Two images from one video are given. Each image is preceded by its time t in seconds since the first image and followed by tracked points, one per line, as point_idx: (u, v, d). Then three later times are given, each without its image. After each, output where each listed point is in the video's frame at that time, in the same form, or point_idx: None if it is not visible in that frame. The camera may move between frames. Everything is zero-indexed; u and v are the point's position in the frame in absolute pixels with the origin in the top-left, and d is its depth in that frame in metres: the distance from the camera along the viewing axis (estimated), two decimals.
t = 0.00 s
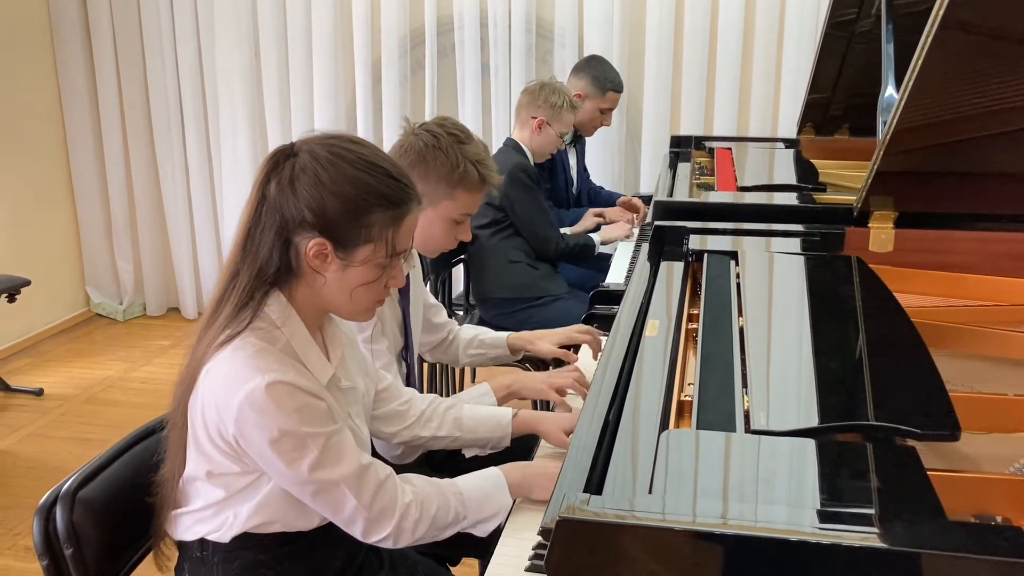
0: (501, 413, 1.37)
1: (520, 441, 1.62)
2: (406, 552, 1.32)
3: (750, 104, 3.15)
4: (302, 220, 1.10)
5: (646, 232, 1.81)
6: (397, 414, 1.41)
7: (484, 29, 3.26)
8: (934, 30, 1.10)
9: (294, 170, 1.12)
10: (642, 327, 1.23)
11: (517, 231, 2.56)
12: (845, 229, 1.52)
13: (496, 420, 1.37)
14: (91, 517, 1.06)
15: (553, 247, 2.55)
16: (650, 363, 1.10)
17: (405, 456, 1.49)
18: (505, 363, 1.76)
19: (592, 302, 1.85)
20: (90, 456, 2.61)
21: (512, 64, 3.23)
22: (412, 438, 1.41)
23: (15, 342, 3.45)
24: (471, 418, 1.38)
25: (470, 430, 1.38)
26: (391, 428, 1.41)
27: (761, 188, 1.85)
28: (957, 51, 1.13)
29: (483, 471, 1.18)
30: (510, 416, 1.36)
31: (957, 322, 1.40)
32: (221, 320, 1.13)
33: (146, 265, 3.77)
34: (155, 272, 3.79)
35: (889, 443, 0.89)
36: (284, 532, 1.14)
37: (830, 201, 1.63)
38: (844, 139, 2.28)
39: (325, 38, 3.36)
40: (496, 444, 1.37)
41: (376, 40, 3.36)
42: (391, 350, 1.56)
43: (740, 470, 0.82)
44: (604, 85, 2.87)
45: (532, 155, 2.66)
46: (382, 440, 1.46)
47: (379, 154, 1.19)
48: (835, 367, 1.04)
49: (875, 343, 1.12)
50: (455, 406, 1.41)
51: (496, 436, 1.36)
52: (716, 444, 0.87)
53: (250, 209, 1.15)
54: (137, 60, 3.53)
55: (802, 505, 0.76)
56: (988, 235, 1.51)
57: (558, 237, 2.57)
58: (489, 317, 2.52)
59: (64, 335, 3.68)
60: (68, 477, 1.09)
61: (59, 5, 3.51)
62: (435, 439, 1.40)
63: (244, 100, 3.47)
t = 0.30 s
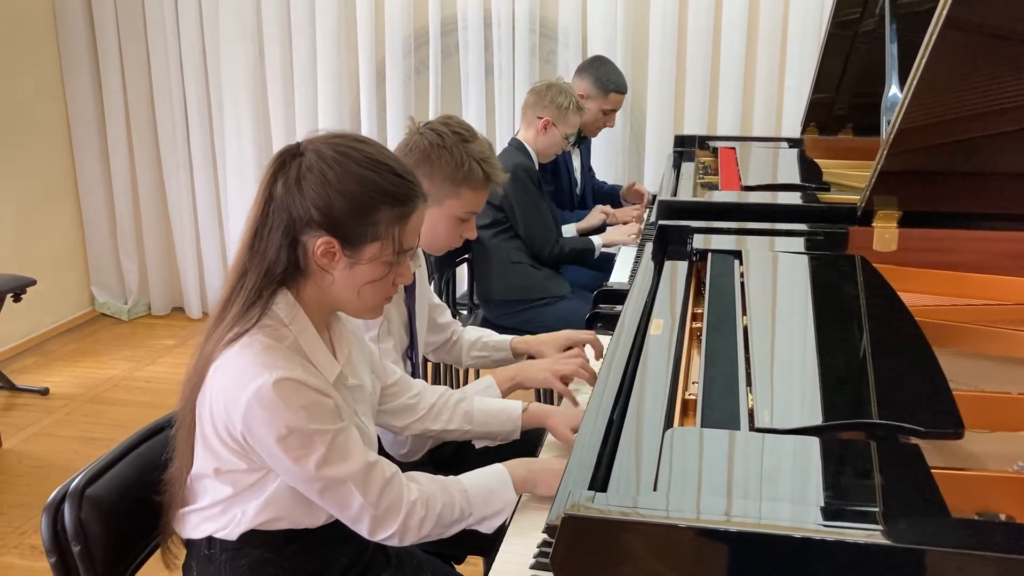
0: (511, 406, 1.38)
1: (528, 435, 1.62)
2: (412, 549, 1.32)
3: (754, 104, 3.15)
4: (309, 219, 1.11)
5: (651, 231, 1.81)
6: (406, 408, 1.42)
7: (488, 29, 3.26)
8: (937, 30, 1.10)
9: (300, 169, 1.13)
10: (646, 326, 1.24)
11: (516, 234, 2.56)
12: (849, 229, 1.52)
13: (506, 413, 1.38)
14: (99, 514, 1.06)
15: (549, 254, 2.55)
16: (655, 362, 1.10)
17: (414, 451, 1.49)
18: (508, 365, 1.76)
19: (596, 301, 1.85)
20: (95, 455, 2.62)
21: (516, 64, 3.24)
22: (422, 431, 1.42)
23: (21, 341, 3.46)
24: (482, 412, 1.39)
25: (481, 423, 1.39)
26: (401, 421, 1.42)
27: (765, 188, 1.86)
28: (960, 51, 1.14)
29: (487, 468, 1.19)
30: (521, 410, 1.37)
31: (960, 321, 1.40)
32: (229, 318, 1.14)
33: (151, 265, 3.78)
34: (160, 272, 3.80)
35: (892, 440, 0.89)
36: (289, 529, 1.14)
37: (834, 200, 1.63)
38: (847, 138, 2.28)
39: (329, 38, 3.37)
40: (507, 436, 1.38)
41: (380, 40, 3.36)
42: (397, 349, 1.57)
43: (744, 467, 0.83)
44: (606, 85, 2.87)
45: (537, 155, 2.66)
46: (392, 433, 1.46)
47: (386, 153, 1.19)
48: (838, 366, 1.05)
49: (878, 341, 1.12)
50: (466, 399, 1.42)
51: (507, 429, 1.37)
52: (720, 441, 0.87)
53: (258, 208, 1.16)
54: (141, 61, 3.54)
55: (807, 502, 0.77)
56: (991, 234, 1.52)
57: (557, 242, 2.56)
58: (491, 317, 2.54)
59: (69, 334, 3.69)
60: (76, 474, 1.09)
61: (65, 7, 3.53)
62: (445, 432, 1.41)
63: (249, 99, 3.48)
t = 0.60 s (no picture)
0: (515, 404, 1.39)
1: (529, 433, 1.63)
2: (415, 549, 1.33)
3: (757, 104, 3.15)
4: (315, 221, 1.11)
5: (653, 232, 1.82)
6: (410, 407, 1.43)
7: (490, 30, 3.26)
8: (939, 31, 1.11)
9: (305, 171, 1.13)
10: (648, 327, 1.24)
11: (515, 237, 2.55)
12: (851, 230, 1.53)
13: (509, 410, 1.39)
14: (104, 514, 1.07)
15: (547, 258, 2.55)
16: (657, 363, 1.11)
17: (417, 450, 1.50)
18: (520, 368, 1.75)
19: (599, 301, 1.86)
20: (99, 456, 2.62)
21: (518, 65, 3.24)
22: (425, 428, 1.43)
23: (24, 342, 3.47)
24: (486, 409, 1.40)
25: (485, 420, 1.40)
26: (405, 418, 1.43)
27: (766, 188, 1.86)
28: (961, 52, 1.14)
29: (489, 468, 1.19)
30: (524, 407, 1.38)
31: (961, 321, 1.41)
32: (234, 319, 1.14)
33: (154, 266, 3.78)
34: (164, 273, 3.81)
35: (894, 440, 0.89)
36: (293, 529, 1.15)
37: (836, 201, 1.64)
38: (849, 139, 2.28)
39: (333, 40, 3.37)
40: (510, 433, 1.39)
41: (383, 40, 3.37)
42: (398, 350, 1.58)
43: (747, 467, 0.83)
44: (605, 88, 2.87)
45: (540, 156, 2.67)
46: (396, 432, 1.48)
47: (390, 155, 1.20)
48: (840, 366, 1.05)
49: (880, 342, 1.12)
50: (469, 395, 1.43)
51: (510, 426, 1.38)
52: (723, 441, 0.88)
53: (262, 210, 1.16)
54: (145, 62, 3.55)
55: (810, 502, 0.77)
56: (993, 234, 1.52)
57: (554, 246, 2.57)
58: (492, 317, 2.58)
59: (72, 335, 3.69)
60: (81, 474, 1.10)
61: (68, 8, 3.54)
62: (449, 429, 1.42)
63: (252, 100, 3.49)
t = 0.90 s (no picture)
0: (514, 408, 1.40)
1: (529, 438, 1.63)
2: (417, 550, 1.33)
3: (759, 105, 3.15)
4: (316, 223, 1.12)
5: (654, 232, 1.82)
6: (414, 407, 1.43)
7: (492, 31, 3.27)
8: (938, 31, 1.11)
9: (306, 173, 1.13)
10: (649, 327, 1.24)
11: (526, 235, 2.57)
12: (851, 230, 1.53)
13: (509, 415, 1.40)
14: (106, 514, 1.07)
15: (566, 250, 2.53)
16: (657, 363, 1.11)
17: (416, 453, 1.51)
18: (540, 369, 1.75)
19: (601, 302, 1.86)
20: (101, 457, 2.63)
21: (519, 66, 3.25)
22: (424, 429, 1.43)
23: (28, 344, 3.48)
24: (485, 412, 1.41)
25: (484, 423, 1.41)
26: (405, 419, 1.43)
27: (768, 189, 1.86)
28: (961, 52, 1.14)
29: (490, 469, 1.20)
30: (523, 411, 1.39)
31: (962, 321, 1.41)
32: (235, 321, 1.15)
33: (157, 268, 3.79)
34: (166, 275, 3.82)
35: (894, 440, 0.89)
36: (294, 529, 1.15)
37: (837, 202, 1.64)
38: (850, 139, 2.28)
39: (334, 42, 3.38)
40: (508, 437, 1.41)
41: (384, 41, 3.38)
42: (399, 351, 1.58)
43: (748, 467, 0.83)
44: (606, 88, 2.88)
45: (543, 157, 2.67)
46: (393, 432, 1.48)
47: (391, 157, 1.20)
48: (840, 365, 1.05)
49: (880, 342, 1.12)
50: (469, 399, 1.44)
51: (509, 429, 1.39)
52: (724, 441, 0.88)
53: (264, 212, 1.16)
54: (147, 65, 3.56)
55: (812, 502, 0.77)
56: (995, 235, 1.51)
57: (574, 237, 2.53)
58: (493, 318, 2.57)
59: (75, 337, 3.70)
60: (83, 474, 1.10)
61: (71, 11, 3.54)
62: (447, 431, 1.43)
63: (253, 102, 3.49)
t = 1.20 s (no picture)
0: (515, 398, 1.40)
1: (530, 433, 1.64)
2: (417, 549, 1.33)
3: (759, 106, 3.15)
4: (319, 226, 1.12)
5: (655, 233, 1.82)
6: (415, 405, 1.43)
7: (493, 33, 3.27)
8: (937, 31, 1.11)
9: (310, 177, 1.14)
10: (649, 328, 1.24)
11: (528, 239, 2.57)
12: (851, 231, 1.53)
13: (508, 404, 1.40)
14: (106, 515, 1.08)
15: (561, 258, 2.52)
16: (657, 363, 1.11)
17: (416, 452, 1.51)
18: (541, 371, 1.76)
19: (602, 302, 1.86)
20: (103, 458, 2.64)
21: (520, 67, 3.25)
22: (426, 426, 1.43)
23: (30, 346, 3.49)
24: (486, 403, 1.41)
25: (486, 415, 1.41)
26: (406, 418, 1.43)
27: (768, 190, 1.87)
28: (959, 52, 1.14)
29: (488, 468, 1.20)
30: (523, 399, 1.39)
31: (961, 321, 1.41)
32: (235, 321, 1.15)
33: (158, 270, 3.80)
34: (168, 277, 3.82)
35: (893, 439, 0.90)
36: (294, 529, 1.15)
37: (837, 202, 1.64)
38: (851, 140, 2.28)
39: (335, 43, 3.38)
40: (513, 426, 1.40)
41: (385, 44, 3.38)
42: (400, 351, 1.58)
43: (750, 467, 0.83)
44: (606, 85, 2.88)
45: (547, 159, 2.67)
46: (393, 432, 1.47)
47: (396, 162, 1.20)
48: (840, 366, 1.05)
49: (879, 342, 1.13)
50: (469, 391, 1.45)
51: (509, 418, 1.39)
52: (725, 440, 0.88)
53: (267, 215, 1.17)
54: (148, 67, 3.57)
55: (813, 501, 0.77)
56: (996, 235, 1.51)
57: (569, 245, 2.52)
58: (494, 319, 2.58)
59: (77, 339, 3.71)
60: (84, 475, 1.11)
61: (73, 14, 3.55)
62: (451, 426, 1.43)
63: (254, 103, 3.50)
